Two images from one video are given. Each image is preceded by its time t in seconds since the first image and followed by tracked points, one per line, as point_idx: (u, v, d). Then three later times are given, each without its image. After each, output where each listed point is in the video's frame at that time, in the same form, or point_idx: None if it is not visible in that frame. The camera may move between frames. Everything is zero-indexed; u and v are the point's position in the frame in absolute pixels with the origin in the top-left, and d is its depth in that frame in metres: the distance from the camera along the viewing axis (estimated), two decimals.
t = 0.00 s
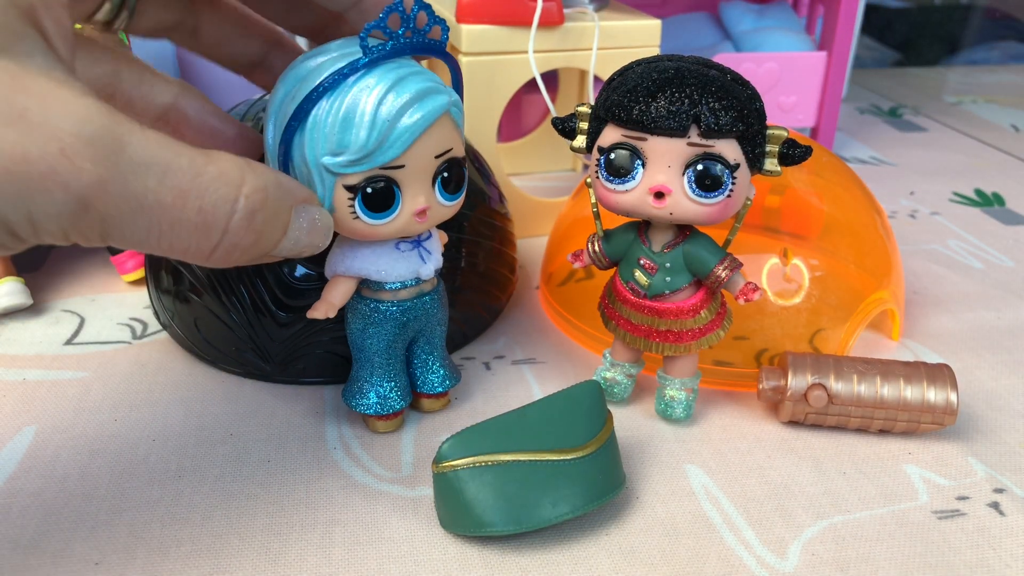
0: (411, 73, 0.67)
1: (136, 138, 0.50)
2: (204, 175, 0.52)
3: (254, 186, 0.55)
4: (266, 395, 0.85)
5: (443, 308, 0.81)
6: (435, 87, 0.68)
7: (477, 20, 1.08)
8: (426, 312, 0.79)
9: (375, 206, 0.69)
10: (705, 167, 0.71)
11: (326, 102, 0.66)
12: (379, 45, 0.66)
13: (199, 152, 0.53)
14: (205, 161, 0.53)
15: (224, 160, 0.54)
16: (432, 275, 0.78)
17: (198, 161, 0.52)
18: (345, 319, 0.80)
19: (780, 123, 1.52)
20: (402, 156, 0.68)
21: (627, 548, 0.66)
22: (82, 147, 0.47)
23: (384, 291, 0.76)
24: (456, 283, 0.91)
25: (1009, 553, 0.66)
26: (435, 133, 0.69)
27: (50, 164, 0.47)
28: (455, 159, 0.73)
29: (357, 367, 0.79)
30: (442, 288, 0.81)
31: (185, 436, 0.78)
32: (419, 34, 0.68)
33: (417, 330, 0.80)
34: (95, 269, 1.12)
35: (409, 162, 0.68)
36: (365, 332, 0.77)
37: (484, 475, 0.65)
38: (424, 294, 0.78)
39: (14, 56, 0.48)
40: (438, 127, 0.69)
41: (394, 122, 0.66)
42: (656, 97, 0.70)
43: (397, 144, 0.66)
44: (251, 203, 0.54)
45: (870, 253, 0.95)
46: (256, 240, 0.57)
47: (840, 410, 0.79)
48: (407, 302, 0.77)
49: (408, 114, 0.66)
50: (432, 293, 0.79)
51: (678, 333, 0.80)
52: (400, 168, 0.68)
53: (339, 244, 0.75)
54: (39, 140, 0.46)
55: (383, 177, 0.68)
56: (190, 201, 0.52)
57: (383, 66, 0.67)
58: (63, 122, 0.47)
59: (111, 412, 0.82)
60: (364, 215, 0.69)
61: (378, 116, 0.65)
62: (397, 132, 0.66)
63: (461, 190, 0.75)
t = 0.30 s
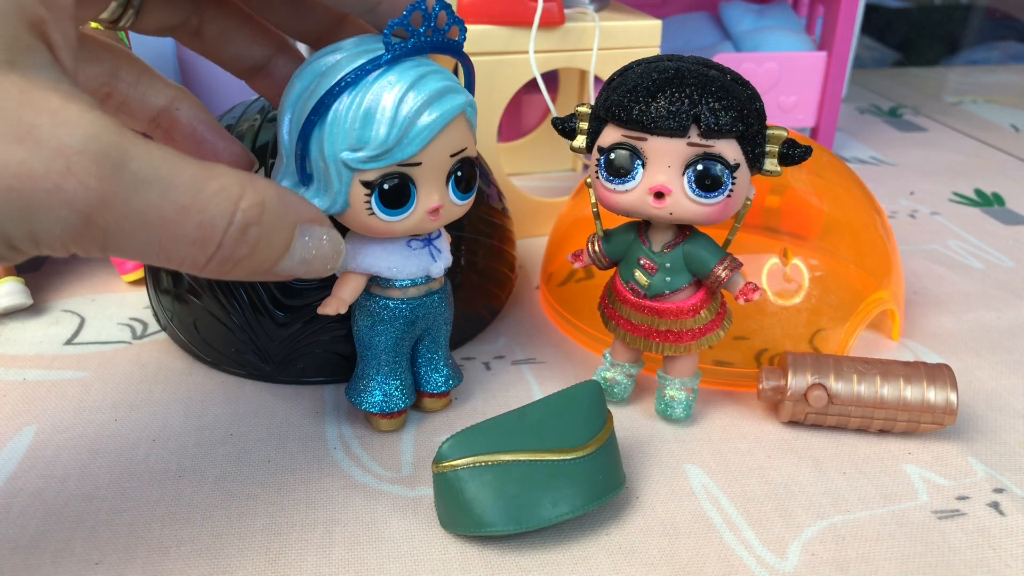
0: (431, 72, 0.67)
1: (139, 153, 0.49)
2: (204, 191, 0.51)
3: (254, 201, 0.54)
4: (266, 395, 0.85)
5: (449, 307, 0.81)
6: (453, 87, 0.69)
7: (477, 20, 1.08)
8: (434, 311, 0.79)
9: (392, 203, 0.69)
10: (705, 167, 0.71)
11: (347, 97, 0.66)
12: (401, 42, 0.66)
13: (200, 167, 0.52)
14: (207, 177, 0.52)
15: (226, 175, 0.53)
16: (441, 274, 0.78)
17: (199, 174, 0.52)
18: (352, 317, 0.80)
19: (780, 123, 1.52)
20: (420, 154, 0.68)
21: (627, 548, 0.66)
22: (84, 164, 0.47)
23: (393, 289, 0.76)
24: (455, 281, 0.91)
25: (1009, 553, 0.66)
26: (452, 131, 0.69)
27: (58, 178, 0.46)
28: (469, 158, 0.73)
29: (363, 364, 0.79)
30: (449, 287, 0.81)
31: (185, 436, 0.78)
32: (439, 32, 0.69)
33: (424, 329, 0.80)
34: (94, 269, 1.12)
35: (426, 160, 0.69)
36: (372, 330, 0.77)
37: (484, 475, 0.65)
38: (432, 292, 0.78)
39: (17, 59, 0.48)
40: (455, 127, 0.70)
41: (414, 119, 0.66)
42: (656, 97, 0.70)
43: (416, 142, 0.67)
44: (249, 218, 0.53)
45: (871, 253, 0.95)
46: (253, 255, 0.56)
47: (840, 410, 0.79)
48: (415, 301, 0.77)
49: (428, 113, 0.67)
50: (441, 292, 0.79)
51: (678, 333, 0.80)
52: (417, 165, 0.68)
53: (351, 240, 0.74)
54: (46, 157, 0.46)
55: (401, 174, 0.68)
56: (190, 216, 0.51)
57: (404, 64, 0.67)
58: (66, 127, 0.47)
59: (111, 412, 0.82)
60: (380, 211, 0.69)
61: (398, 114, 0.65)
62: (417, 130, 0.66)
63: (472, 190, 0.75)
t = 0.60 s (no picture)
0: (410, 74, 0.67)
1: (129, 149, 0.49)
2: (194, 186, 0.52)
3: (245, 197, 0.54)
4: (266, 395, 0.85)
5: (442, 308, 0.81)
6: (433, 87, 0.69)
7: (477, 20, 1.08)
8: (426, 312, 0.79)
9: (376, 207, 0.69)
10: (705, 167, 0.71)
11: (325, 103, 0.66)
12: (378, 45, 0.66)
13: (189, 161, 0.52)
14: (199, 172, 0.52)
15: (216, 170, 0.53)
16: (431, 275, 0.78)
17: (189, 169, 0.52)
18: (345, 321, 0.80)
19: (780, 123, 1.52)
20: (402, 156, 0.68)
21: (627, 548, 0.66)
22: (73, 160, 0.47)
23: (383, 292, 0.76)
24: (455, 280, 0.91)
25: (1010, 553, 0.66)
26: (433, 133, 0.69)
27: (49, 173, 0.46)
28: (454, 158, 0.73)
29: (357, 368, 0.79)
30: (441, 288, 0.81)
31: (185, 436, 0.78)
32: (416, 34, 0.69)
33: (417, 330, 0.80)
34: (94, 269, 1.12)
35: (408, 162, 0.69)
36: (365, 333, 0.77)
37: (484, 475, 0.65)
38: (424, 294, 0.78)
39: (15, 59, 0.48)
40: (437, 127, 0.70)
41: (393, 122, 0.66)
42: (656, 97, 0.70)
43: (397, 144, 0.67)
44: (238, 213, 0.54)
45: (871, 253, 0.95)
46: (243, 251, 0.56)
47: (840, 410, 0.79)
48: (407, 303, 0.77)
49: (407, 114, 0.67)
50: (432, 293, 0.79)
51: (678, 333, 0.80)
52: (399, 168, 0.69)
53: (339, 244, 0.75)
54: (35, 152, 0.46)
55: (383, 178, 0.68)
56: (180, 212, 0.51)
57: (381, 67, 0.67)
58: (57, 119, 0.47)
59: (110, 412, 0.82)
60: (364, 216, 0.69)
61: (377, 118, 0.65)
62: (397, 132, 0.66)
63: (459, 189, 0.75)
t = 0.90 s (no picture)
0: (409, 74, 0.67)
1: None
2: None
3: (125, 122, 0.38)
4: (267, 394, 0.85)
5: (442, 308, 0.81)
6: (433, 87, 0.69)
7: (477, 20, 1.08)
8: (426, 311, 0.79)
9: (376, 207, 0.69)
10: (705, 167, 0.71)
11: (325, 103, 0.66)
12: (378, 45, 0.66)
13: None
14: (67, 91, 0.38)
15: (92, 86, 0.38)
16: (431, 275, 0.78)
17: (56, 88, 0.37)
18: (345, 320, 0.80)
19: (780, 123, 1.52)
20: (402, 157, 0.68)
21: (627, 548, 0.66)
22: None
23: (383, 292, 0.76)
24: (455, 280, 0.91)
25: (1009, 553, 0.66)
26: (433, 132, 0.69)
27: None
28: (454, 158, 0.73)
29: (357, 367, 0.79)
30: (440, 288, 0.81)
31: (185, 436, 0.78)
32: (416, 33, 0.69)
33: (417, 330, 0.80)
34: (94, 269, 1.12)
35: (408, 162, 0.69)
36: (364, 332, 0.77)
37: (484, 475, 0.65)
38: (423, 293, 0.78)
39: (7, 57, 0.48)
40: (437, 127, 0.70)
41: (393, 122, 0.66)
42: (656, 97, 0.70)
43: (397, 144, 0.67)
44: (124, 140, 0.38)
45: (871, 253, 0.95)
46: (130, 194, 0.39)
47: (840, 410, 0.79)
48: (407, 302, 0.77)
49: (407, 114, 0.67)
50: (432, 293, 0.79)
51: (678, 333, 0.80)
52: (399, 168, 0.69)
53: (339, 245, 0.75)
54: None
55: (383, 178, 0.68)
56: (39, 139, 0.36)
57: (381, 67, 0.66)
58: None
59: (110, 412, 0.82)
60: (364, 216, 0.70)
61: (377, 118, 0.65)
62: (396, 133, 0.66)
63: (459, 189, 0.75)
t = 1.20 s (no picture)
0: (408, 74, 0.67)
1: None
2: None
3: None
4: (267, 394, 0.85)
5: (441, 308, 0.81)
6: (432, 87, 0.69)
7: (477, 20, 1.08)
8: (426, 311, 0.79)
9: (376, 207, 0.69)
10: (705, 167, 0.71)
11: (325, 103, 0.65)
12: (378, 45, 0.66)
13: None
14: None
15: None
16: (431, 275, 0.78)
17: None
18: (345, 320, 0.80)
19: (780, 123, 1.52)
20: (402, 157, 0.68)
21: (627, 548, 0.66)
22: None
23: (382, 292, 0.76)
24: (455, 280, 0.91)
25: (1009, 553, 0.67)
26: (433, 132, 0.69)
27: None
28: (454, 158, 0.73)
29: (357, 368, 0.79)
30: (441, 288, 0.81)
31: (185, 436, 0.78)
32: (416, 33, 0.69)
33: (416, 331, 0.80)
34: (94, 269, 1.12)
35: (408, 163, 0.69)
36: (364, 332, 0.77)
37: (484, 475, 0.65)
38: (423, 294, 0.78)
39: None
40: (436, 127, 0.70)
41: (393, 122, 0.66)
42: (656, 97, 0.70)
43: (397, 144, 0.67)
44: None
45: (871, 253, 0.95)
46: None
47: (840, 410, 0.79)
48: (406, 302, 0.77)
49: (407, 115, 0.67)
50: (432, 293, 0.79)
51: (678, 333, 0.80)
52: (399, 168, 0.69)
53: (339, 245, 0.75)
54: None
55: (383, 178, 0.69)
56: None
57: (381, 67, 0.66)
58: None
59: (110, 412, 0.82)
60: (364, 216, 0.70)
61: (377, 118, 0.65)
62: (396, 133, 0.66)
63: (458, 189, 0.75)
